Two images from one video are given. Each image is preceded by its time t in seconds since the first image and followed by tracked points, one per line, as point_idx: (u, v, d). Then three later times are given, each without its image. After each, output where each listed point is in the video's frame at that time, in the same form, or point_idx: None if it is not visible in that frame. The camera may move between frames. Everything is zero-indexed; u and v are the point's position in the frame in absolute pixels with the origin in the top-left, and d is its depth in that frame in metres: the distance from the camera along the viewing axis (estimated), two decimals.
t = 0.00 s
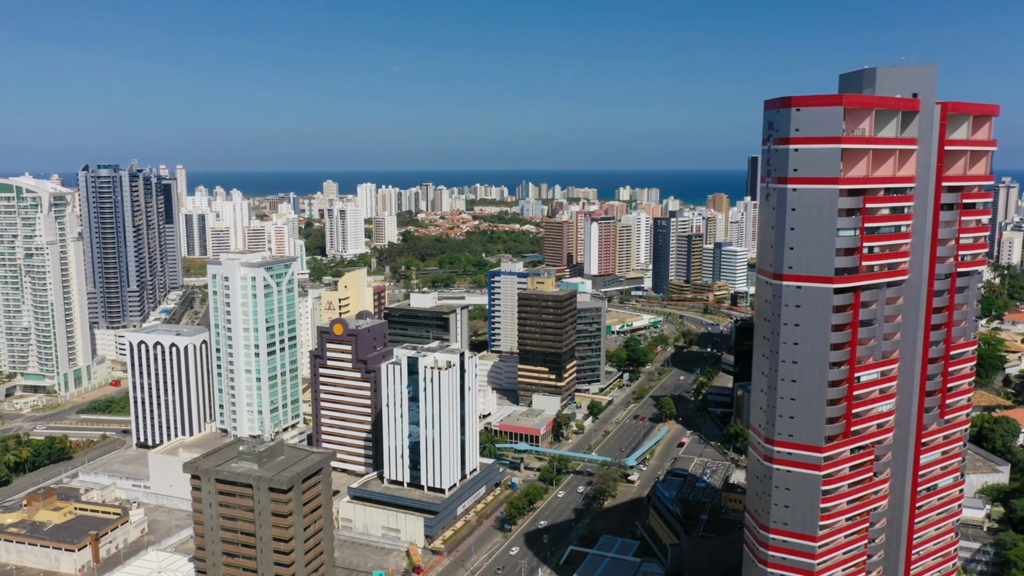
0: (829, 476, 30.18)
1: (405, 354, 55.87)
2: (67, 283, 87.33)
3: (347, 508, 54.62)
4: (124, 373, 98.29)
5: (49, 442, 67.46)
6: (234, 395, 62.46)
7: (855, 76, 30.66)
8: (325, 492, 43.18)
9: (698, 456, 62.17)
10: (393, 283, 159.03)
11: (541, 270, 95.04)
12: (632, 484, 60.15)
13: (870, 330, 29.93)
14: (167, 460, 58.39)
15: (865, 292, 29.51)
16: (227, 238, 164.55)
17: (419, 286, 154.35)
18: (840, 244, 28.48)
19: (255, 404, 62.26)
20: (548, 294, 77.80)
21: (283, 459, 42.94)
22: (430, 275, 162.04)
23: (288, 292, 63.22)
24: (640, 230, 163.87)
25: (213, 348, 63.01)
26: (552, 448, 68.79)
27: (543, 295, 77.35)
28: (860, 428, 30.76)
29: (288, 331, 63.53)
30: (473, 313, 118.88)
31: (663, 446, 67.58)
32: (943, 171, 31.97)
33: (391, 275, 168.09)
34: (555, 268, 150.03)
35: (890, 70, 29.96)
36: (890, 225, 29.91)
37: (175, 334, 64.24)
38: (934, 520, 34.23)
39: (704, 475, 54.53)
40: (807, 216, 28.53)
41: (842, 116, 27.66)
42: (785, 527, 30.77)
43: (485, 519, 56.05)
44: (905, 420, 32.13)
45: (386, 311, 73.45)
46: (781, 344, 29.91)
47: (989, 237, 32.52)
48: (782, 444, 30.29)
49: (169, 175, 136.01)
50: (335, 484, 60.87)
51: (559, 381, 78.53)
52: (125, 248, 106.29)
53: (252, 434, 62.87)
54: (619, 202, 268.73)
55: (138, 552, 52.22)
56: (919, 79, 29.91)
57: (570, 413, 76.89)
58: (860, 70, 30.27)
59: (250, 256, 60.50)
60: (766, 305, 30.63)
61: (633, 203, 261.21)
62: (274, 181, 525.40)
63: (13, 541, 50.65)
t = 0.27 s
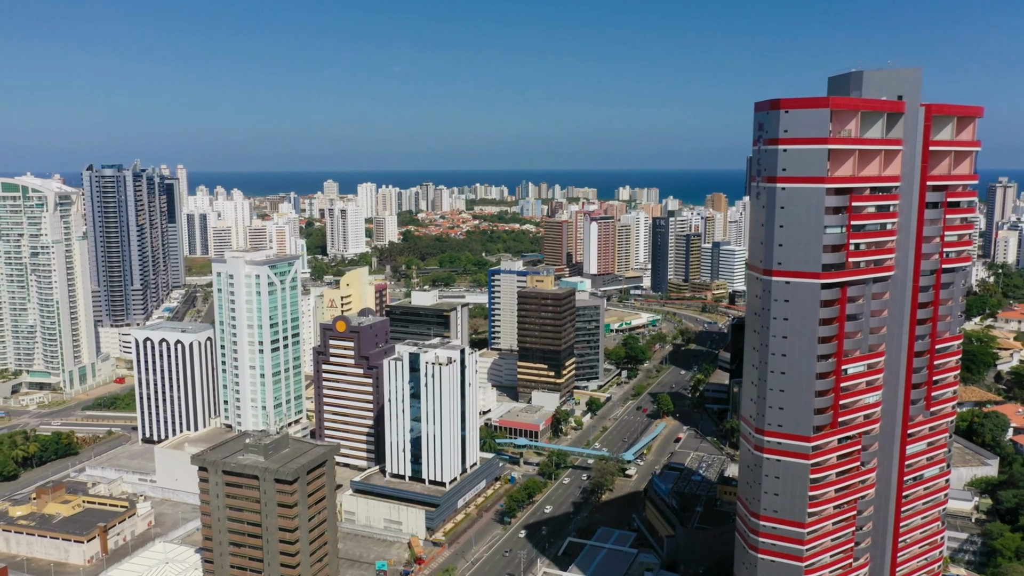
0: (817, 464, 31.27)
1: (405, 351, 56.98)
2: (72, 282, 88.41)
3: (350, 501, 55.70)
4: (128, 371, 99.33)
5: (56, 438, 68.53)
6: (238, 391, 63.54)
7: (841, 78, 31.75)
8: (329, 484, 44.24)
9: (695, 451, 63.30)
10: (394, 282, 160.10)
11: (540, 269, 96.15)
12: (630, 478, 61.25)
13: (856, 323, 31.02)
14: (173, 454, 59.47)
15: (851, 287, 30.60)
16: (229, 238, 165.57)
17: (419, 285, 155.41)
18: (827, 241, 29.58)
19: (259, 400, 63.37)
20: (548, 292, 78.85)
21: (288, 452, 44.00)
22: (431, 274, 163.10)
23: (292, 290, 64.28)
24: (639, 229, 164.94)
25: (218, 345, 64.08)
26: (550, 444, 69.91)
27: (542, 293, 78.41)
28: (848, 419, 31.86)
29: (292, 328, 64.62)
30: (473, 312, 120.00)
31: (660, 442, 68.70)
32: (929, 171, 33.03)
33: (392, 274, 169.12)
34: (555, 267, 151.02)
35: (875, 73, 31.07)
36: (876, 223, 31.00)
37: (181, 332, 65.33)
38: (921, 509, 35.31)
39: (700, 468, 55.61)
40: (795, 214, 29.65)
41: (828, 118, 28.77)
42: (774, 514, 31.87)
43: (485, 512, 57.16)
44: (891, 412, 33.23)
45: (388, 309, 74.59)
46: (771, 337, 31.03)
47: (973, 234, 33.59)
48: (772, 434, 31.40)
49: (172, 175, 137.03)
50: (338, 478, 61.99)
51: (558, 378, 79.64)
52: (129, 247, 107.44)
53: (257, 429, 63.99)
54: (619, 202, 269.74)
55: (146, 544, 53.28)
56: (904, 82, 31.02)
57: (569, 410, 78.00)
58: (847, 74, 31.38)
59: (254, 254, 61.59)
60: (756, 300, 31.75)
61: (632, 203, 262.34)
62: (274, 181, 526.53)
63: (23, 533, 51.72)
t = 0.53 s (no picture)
0: (806, 454, 32.35)
1: (406, 347, 58.02)
2: (77, 281, 89.46)
3: (353, 494, 56.74)
4: (132, 368, 100.48)
5: (63, 433, 69.63)
6: (243, 387, 64.63)
7: (831, 81, 32.79)
8: (334, 476, 45.34)
9: (692, 446, 64.39)
10: (395, 281, 161.21)
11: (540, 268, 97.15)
12: (627, 472, 62.33)
13: (844, 318, 32.12)
14: (180, 449, 60.58)
15: (839, 282, 31.68)
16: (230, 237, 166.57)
17: (420, 284, 156.54)
18: (815, 238, 30.66)
19: (263, 396, 64.47)
20: (547, 290, 79.86)
21: (293, 445, 45.11)
22: (431, 273, 164.24)
23: (295, 288, 65.35)
24: (638, 229, 166.02)
25: (223, 342, 65.14)
26: (550, 439, 71.01)
27: (542, 291, 79.42)
28: (836, 410, 32.94)
29: (295, 325, 65.70)
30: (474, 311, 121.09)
31: (658, 437, 69.77)
32: (916, 171, 34.07)
33: (393, 273, 170.20)
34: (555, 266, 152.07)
35: (862, 77, 32.16)
36: (863, 221, 32.08)
37: (186, 329, 66.40)
38: (908, 499, 36.37)
39: (697, 463, 56.69)
40: (785, 212, 30.73)
41: (816, 119, 29.85)
42: (765, 502, 32.95)
43: (486, 505, 58.25)
44: (879, 404, 34.31)
45: (389, 306, 75.69)
46: (761, 331, 32.11)
47: (959, 232, 34.68)
48: (763, 425, 32.49)
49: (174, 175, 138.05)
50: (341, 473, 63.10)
51: (557, 375, 80.72)
52: (133, 246, 108.60)
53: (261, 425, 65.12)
54: (618, 202, 270.78)
55: (153, 536, 54.44)
56: (890, 85, 32.09)
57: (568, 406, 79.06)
58: (836, 77, 32.45)
59: (258, 252, 62.68)
60: (747, 295, 32.82)
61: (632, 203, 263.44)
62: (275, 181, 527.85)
63: (33, 526, 52.83)
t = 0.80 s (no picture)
0: (796, 445, 33.37)
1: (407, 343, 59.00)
2: (82, 279, 90.47)
3: (355, 488, 57.75)
4: (136, 366, 101.56)
5: (69, 429, 70.65)
6: (247, 384, 65.64)
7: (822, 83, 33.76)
8: (337, 470, 46.38)
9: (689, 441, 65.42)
10: (395, 280, 162.22)
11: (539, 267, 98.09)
12: (625, 467, 63.37)
13: (833, 313, 33.18)
14: (185, 444, 61.61)
15: (829, 279, 32.71)
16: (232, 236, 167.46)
17: (420, 283, 157.58)
18: (805, 236, 31.69)
19: (267, 392, 65.48)
20: (547, 289, 80.84)
21: (298, 439, 46.12)
22: (431, 272, 165.28)
23: (298, 286, 66.36)
24: (638, 229, 167.03)
25: (227, 339, 66.16)
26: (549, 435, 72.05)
27: (541, 290, 80.40)
28: (826, 403, 33.95)
29: (298, 323, 66.70)
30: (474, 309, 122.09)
31: (656, 433, 70.78)
32: (904, 170, 35.10)
33: (394, 272, 171.15)
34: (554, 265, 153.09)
35: (851, 79, 33.16)
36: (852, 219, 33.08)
37: (191, 326, 67.40)
38: (897, 490, 37.38)
39: (693, 457, 57.70)
40: (776, 210, 31.76)
41: (805, 121, 30.88)
42: (757, 492, 33.98)
43: (486, 499, 59.27)
44: (868, 397, 35.34)
45: (391, 304, 76.71)
46: (753, 325, 33.13)
47: (946, 231, 35.69)
48: (755, 417, 33.51)
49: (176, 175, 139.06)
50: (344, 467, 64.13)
51: (556, 372, 81.74)
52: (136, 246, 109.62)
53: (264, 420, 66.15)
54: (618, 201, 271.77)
55: (160, 529, 55.50)
56: (878, 87, 33.10)
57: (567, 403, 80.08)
58: (826, 79, 33.45)
59: (262, 251, 63.71)
60: (740, 291, 33.85)
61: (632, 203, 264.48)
62: (275, 180, 528.63)
63: (41, 519, 53.86)
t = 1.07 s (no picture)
0: (787, 436, 34.47)
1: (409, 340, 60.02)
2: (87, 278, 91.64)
3: (358, 481, 58.84)
4: (140, 364, 102.69)
5: (75, 425, 71.73)
6: (251, 380, 66.76)
7: (810, 85, 34.83)
8: (340, 463, 47.49)
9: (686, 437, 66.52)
10: (396, 279, 163.27)
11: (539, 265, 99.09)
12: (623, 462, 64.48)
13: (822, 308, 34.27)
14: (190, 439, 62.71)
15: (817, 275, 33.82)
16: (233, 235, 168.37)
17: (421, 282, 158.68)
18: (794, 233, 32.78)
19: (271, 388, 66.59)
20: (546, 287, 81.88)
21: (302, 432, 47.23)
22: (432, 271, 166.36)
23: (301, 284, 67.38)
24: (636, 228, 168.09)
25: (231, 336, 67.24)
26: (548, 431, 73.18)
27: (541, 288, 81.46)
28: (815, 395, 35.03)
29: (301, 320, 67.75)
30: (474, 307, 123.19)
31: (653, 429, 71.92)
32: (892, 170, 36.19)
33: (395, 271, 172.13)
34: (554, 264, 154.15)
35: (840, 81, 34.23)
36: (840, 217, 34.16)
37: (196, 324, 68.48)
38: (886, 480, 38.45)
39: (689, 452, 58.86)
40: (766, 208, 32.85)
41: (794, 122, 31.97)
42: (749, 481, 35.07)
43: (486, 493, 60.38)
44: (857, 389, 36.43)
45: (392, 302, 77.75)
46: (744, 320, 34.23)
47: (933, 229, 36.78)
48: (746, 408, 34.61)
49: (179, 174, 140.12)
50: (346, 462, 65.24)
51: (555, 369, 82.84)
52: (140, 244, 110.78)
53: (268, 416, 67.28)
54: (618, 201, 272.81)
55: (166, 522, 56.59)
56: (865, 89, 34.18)
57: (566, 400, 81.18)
58: (815, 82, 34.52)
59: (266, 249, 64.77)
60: (732, 286, 34.94)
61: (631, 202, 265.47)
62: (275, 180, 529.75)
63: (50, 511, 54.96)
